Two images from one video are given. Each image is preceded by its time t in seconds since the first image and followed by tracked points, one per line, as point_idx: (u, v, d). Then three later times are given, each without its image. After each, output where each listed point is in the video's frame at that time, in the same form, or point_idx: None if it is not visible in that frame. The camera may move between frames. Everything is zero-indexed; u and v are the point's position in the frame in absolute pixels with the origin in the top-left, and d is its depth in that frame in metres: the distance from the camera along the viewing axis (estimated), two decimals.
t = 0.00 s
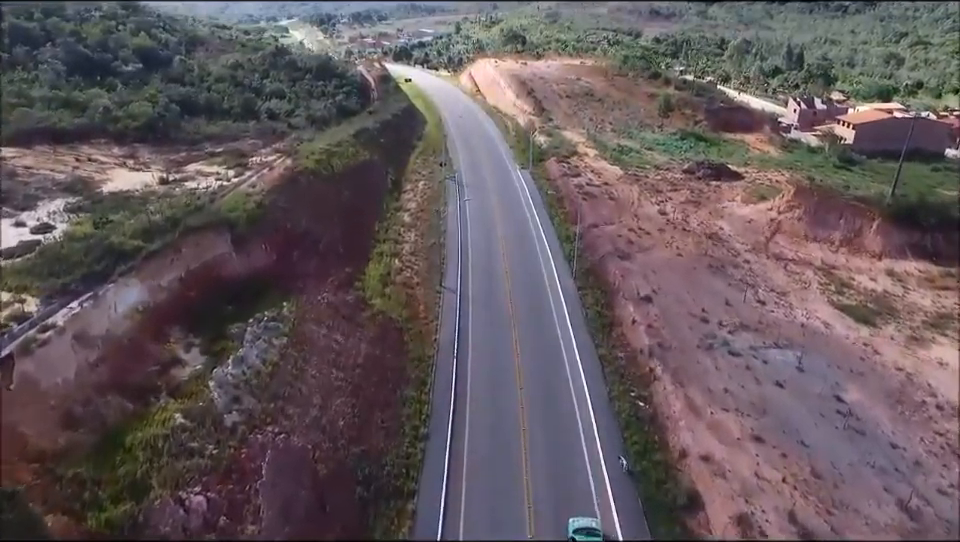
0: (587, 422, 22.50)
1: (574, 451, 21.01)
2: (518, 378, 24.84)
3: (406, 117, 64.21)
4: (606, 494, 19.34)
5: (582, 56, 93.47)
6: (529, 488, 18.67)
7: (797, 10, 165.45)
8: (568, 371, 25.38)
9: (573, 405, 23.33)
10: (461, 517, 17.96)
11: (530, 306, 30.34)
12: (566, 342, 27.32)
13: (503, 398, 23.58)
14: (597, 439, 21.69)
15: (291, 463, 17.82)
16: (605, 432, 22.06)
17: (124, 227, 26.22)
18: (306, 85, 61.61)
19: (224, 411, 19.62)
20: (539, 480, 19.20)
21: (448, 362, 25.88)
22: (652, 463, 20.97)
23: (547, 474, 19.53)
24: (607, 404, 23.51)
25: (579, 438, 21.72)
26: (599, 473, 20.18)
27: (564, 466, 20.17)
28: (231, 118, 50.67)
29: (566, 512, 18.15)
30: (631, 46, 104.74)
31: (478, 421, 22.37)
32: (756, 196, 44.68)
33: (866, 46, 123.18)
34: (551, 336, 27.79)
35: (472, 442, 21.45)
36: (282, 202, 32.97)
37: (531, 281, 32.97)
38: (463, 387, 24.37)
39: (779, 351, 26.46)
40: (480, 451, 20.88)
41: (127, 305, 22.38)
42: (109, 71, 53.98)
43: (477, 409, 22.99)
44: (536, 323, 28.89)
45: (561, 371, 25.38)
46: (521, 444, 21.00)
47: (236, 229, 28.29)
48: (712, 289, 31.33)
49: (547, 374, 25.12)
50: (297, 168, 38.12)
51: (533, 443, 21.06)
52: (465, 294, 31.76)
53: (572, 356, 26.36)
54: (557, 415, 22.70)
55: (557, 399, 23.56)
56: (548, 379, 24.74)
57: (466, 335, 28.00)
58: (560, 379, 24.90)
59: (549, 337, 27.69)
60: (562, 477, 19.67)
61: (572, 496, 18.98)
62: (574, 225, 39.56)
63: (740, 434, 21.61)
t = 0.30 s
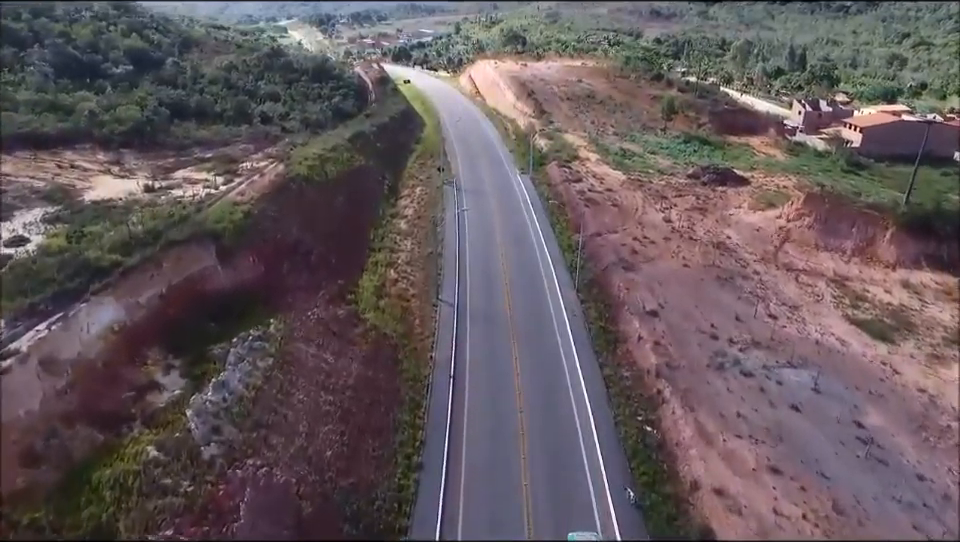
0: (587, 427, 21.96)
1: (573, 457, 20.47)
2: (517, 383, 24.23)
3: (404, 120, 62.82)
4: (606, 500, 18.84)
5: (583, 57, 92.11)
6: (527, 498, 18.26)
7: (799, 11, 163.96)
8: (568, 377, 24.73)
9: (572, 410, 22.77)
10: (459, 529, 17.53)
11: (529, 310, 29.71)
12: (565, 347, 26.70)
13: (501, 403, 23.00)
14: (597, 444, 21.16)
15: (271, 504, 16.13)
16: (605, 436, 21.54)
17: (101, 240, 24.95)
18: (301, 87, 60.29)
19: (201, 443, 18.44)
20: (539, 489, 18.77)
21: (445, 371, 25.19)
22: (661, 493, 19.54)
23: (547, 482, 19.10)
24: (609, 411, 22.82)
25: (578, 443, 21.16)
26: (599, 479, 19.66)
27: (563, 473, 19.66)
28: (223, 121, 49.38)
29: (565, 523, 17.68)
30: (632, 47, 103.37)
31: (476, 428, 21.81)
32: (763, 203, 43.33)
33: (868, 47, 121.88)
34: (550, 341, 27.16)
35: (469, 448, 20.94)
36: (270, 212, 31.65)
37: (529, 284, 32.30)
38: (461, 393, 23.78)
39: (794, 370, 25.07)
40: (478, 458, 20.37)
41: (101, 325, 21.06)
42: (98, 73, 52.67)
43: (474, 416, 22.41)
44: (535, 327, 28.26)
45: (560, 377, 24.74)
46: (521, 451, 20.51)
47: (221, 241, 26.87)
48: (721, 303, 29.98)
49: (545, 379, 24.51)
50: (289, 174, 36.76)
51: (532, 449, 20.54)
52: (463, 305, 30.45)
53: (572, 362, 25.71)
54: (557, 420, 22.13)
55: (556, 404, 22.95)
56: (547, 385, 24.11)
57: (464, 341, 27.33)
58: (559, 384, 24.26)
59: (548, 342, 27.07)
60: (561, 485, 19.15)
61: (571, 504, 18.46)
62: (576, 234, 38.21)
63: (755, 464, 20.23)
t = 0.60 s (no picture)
0: (586, 434, 21.24)
1: (573, 464, 19.74)
2: (517, 390, 23.25)
3: (402, 122, 61.44)
4: (607, 511, 18.15)
5: (584, 58, 90.80)
6: (526, 513, 17.48)
7: (801, 11, 162.62)
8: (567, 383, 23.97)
9: (571, 415, 22.06)
10: None
11: (528, 316, 28.85)
12: (566, 355, 25.85)
13: (500, 408, 22.13)
14: (597, 451, 20.45)
15: None
16: (605, 443, 20.86)
17: (78, 254, 23.72)
18: (296, 89, 59.03)
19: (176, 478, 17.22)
20: (539, 499, 18.03)
21: (442, 378, 24.13)
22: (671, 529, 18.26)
23: (547, 492, 18.34)
24: (611, 421, 22.02)
25: (577, 450, 20.43)
26: (600, 487, 18.93)
27: (562, 481, 18.93)
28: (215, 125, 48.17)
29: (565, 536, 16.99)
30: (633, 48, 102.02)
31: (473, 431, 20.98)
32: (771, 210, 42.03)
33: (870, 48, 120.64)
34: (550, 348, 26.30)
35: (466, 451, 20.11)
36: (259, 221, 30.36)
37: (528, 290, 31.29)
38: (458, 400, 22.77)
39: (809, 391, 23.75)
40: (475, 463, 19.51)
41: (73, 346, 19.85)
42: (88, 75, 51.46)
43: (471, 420, 21.57)
44: (534, 333, 27.41)
45: (560, 383, 23.91)
46: (519, 458, 19.69)
47: (205, 253, 25.57)
48: (730, 317, 28.71)
49: (545, 385, 23.69)
50: (280, 180, 35.40)
51: (532, 456, 19.76)
52: (459, 315, 29.14)
53: (571, 370, 24.90)
54: (556, 426, 21.38)
55: (556, 411, 22.17)
56: (546, 391, 23.30)
57: (461, 349, 26.29)
58: (559, 392, 23.38)
59: (547, 349, 26.22)
60: (560, 493, 18.43)
61: (571, 513, 17.78)
62: (578, 242, 36.88)
63: (771, 496, 18.86)
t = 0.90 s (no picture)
0: (586, 441, 20.99)
1: (573, 473, 19.48)
2: (516, 404, 22.44)
3: (400, 125, 60.22)
4: (607, 521, 17.98)
5: (584, 58, 89.57)
6: (526, 523, 17.28)
7: (802, 11, 161.32)
8: (566, 388, 23.64)
9: (570, 421, 21.80)
10: None
11: (528, 326, 27.87)
12: (566, 364, 25.25)
13: (498, 420, 21.59)
14: (597, 458, 20.22)
15: None
16: (605, 449, 20.67)
17: (52, 268, 22.54)
18: (291, 90, 57.78)
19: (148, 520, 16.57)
20: (538, 509, 17.80)
21: (438, 407, 22.46)
22: None
23: (546, 500, 18.14)
24: (612, 428, 21.66)
25: (577, 458, 20.17)
26: (599, 495, 18.74)
27: (562, 489, 18.74)
28: (207, 129, 47.09)
29: None
30: (634, 48, 100.70)
31: (471, 441, 20.63)
32: (778, 216, 40.79)
33: (871, 48, 119.43)
34: (550, 357, 25.63)
35: (464, 463, 19.74)
36: (248, 230, 29.09)
37: (529, 300, 30.18)
38: (455, 423, 21.57)
39: (824, 412, 22.53)
40: (474, 471, 19.26)
41: (43, 370, 18.63)
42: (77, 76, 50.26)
43: (469, 430, 21.15)
44: (533, 341, 26.76)
45: (560, 392, 23.40)
46: (517, 469, 19.31)
47: (189, 266, 24.31)
48: (739, 331, 27.47)
49: (544, 394, 23.16)
50: (271, 187, 34.16)
51: (531, 465, 19.50)
52: (456, 331, 27.71)
53: (571, 377, 24.41)
54: (555, 435, 21.06)
55: (555, 419, 21.83)
56: (545, 399, 22.87)
57: (459, 362, 25.39)
58: (559, 402, 22.82)
59: (548, 358, 25.57)
60: (560, 502, 18.23)
61: (570, 519, 17.67)
62: (580, 251, 35.68)
63: (786, 523, 17.57)
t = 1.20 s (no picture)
0: (586, 448, 20.33)
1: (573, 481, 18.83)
2: (515, 417, 21.39)
3: (397, 127, 59.09)
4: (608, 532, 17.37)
5: (585, 59, 88.41)
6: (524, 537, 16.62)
7: (803, 11, 160.01)
8: (566, 395, 22.92)
9: (570, 428, 21.15)
10: None
11: (528, 335, 26.87)
12: (566, 372, 24.41)
13: (496, 432, 20.74)
14: (597, 466, 19.58)
15: None
16: (605, 456, 20.05)
17: (26, 283, 21.36)
18: (286, 90, 56.59)
19: None
20: (537, 525, 17.19)
21: (434, 425, 21.14)
22: None
23: (546, 515, 17.49)
24: (613, 438, 20.92)
25: (577, 466, 19.49)
26: (600, 505, 18.13)
27: (561, 500, 18.08)
28: (200, 133, 46.05)
29: None
30: (635, 49, 99.51)
31: (469, 450, 19.82)
32: (786, 223, 39.57)
33: (873, 49, 118.20)
34: (549, 367, 24.76)
35: (461, 475, 18.89)
36: (237, 238, 27.84)
37: (527, 308, 29.15)
38: (452, 440, 20.39)
39: (841, 435, 21.35)
40: (471, 482, 18.57)
41: (11, 394, 17.72)
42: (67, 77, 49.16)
43: (467, 440, 20.30)
44: (532, 348, 25.88)
45: (560, 401, 22.58)
46: (516, 479, 18.64)
47: (172, 279, 23.10)
48: (749, 346, 26.30)
49: (543, 404, 22.30)
50: (263, 193, 32.97)
51: (530, 475, 18.81)
52: (453, 344, 26.44)
53: (572, 385, 23.60)
54: (554, 444, 20.30)
55: (554, 427, 21.09)
56: (544, 407, 22.09)
57: (456, 369, 24.72)
58: (558, 411, 22.00)
59: (548, 367, 24.68)
60: (560, 515, 17.60)
61: (570, 532, 17.08)
62: (582, 259, 34.52)
63: None
